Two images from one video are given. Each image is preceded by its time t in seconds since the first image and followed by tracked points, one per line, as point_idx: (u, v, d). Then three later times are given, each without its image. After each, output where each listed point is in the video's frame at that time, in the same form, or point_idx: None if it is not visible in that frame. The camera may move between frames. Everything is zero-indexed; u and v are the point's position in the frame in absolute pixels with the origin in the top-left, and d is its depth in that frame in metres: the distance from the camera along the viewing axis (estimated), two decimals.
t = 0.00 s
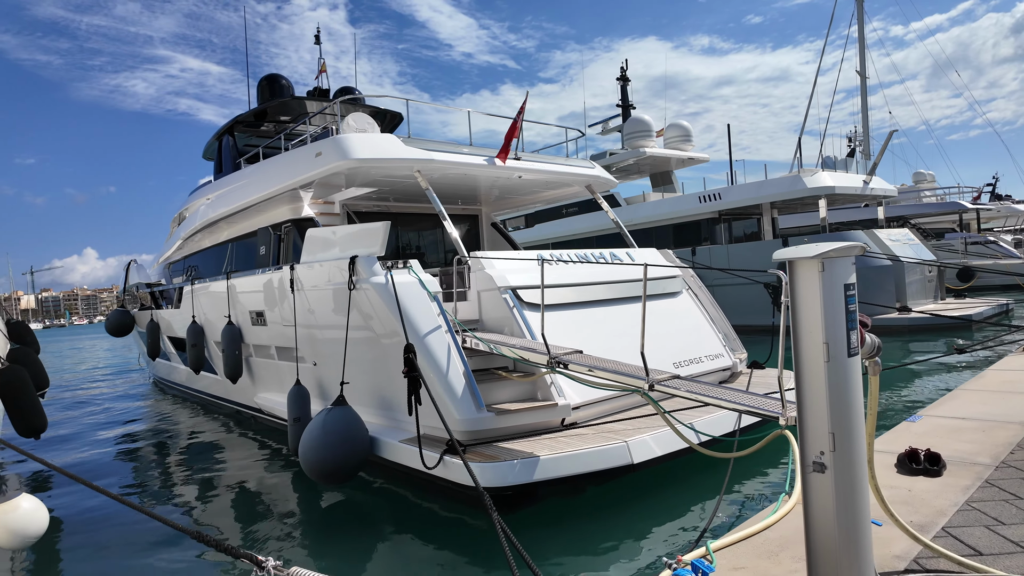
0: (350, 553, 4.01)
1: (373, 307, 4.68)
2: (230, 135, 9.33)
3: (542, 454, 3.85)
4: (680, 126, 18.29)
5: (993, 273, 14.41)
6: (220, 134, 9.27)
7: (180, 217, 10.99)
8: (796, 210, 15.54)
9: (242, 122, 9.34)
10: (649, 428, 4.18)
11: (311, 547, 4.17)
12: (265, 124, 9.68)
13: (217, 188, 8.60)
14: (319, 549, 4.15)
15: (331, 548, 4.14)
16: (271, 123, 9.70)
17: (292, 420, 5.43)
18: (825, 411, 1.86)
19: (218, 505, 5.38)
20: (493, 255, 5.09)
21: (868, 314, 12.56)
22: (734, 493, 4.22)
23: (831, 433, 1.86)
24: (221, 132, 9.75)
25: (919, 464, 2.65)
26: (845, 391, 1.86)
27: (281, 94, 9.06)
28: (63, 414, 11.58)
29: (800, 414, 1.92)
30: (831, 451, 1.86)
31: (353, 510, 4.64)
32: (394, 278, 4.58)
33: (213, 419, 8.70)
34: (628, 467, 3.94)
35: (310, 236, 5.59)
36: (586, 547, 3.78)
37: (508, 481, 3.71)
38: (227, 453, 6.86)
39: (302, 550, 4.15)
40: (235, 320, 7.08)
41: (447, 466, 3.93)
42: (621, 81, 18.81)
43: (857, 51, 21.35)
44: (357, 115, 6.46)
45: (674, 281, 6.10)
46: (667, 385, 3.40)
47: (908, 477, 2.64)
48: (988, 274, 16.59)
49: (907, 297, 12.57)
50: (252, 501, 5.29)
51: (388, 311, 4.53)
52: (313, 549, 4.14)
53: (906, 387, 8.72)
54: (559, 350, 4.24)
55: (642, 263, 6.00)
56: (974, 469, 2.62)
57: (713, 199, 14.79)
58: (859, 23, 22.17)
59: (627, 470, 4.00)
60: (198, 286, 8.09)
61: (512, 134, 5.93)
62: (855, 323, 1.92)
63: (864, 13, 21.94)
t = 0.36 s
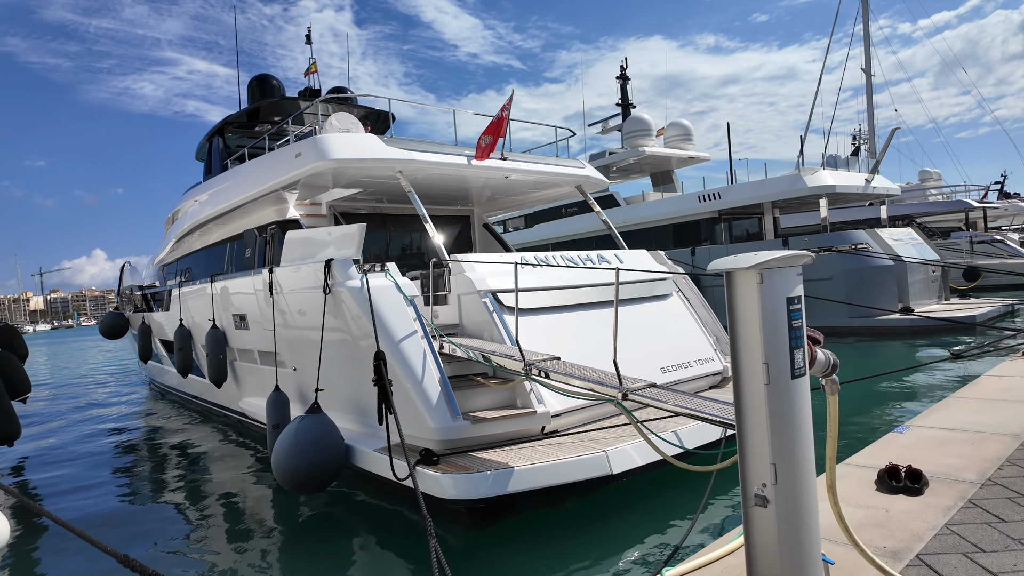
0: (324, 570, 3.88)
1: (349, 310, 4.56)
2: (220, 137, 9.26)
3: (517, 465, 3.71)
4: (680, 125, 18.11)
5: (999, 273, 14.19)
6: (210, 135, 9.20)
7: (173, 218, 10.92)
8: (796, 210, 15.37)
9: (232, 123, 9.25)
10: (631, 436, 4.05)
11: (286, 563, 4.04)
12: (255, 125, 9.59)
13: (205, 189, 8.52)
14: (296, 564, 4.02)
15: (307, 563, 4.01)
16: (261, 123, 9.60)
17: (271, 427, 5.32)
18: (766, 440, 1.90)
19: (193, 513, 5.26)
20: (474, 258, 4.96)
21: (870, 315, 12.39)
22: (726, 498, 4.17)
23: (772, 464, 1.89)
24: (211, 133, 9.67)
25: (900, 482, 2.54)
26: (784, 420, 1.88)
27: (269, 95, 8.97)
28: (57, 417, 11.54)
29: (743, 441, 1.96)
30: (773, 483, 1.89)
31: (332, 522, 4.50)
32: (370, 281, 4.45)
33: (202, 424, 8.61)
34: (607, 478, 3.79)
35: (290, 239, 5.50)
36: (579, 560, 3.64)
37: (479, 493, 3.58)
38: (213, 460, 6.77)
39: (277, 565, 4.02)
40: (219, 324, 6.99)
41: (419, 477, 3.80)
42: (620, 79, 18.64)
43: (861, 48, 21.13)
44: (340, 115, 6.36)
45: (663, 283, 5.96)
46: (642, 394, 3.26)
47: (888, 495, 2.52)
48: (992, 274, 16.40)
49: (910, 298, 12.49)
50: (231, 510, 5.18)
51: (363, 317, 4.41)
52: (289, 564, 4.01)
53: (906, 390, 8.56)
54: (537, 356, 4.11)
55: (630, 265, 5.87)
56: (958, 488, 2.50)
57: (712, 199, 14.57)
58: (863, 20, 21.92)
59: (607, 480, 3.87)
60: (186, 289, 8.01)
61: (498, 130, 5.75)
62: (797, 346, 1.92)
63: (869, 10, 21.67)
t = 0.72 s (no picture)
0: None
1: (329, 309, 4.42)
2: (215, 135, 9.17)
3: (497, 471, 3.55)
4: (685, 122, 17.88)
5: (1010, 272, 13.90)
6: (204, 132, 9.12)
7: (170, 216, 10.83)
8: (803, 208, 15.12)
9: (226, 119, 9.15)
10: (618, 441, 3.89)
11: (262, 570, 3.89)
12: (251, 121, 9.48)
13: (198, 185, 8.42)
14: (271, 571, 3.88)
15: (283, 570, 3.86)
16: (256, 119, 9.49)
17: (254, 429, 5.19)
18: (715, 458, 1.82)
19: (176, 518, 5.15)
20: (460, 255, 4.80)
21: (877, 316, 12.15)
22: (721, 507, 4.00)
23: (723, 487, 1.81)
24: (206, 129, 9.57)
25: (892, 496, 2.39)
26: (735, 438, 1.80)
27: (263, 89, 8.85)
28: (55, 416, 11.49)
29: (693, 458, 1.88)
30: (723, 509, 1.81)
31: (315, 529, 4.36)
32: (350, 278, 4.30)
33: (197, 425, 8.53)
34: (593, 485, 3.62)
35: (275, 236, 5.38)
36: (569, 568, 3.48)
37: (456, 501, 3.43)
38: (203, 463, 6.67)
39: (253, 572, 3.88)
40: (208, 323, 6.89)
41: (395, 483, 3.64)
42: (625, 76, 18.41)
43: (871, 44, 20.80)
44: (329, 109, 6.22)
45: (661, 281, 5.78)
46: (624, 397, 3.09)
47: (879, 510, 2.36)
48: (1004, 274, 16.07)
49: (919, 298, 12.18)
50: (216, 515, 5.07)
51: (342, 315, 4.27)
52: (265, 571, 3.87)
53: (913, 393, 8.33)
54: (519, 356, 3.95)
55: (625, 263, 5.71)
56: (955, 502, 2.34)
57: (716, 196, 14.36)
58: (873, 16, 21.56)
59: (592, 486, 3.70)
60: (177, 287, 7.91)
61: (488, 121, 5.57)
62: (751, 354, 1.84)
63: (879, 5, 21.31)
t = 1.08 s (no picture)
0: None
1: (298, 314, 4.25)
2: (202, 134, 9.03)
3: (467, 487, 3.36)
4: (686, 120, 17.65)
5: (1017, 272, 13.61)
6: (191, 132, 8.98)
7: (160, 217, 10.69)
8: (805, 207, 14.88)
9: (213, 118, 9.00)
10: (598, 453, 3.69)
11: None
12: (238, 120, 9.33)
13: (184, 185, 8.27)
14: None
15: None
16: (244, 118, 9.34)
17: (228, 437, 5.03)
18: (631, 512, 1.78)
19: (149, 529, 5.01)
20: (438, 258, 4.62)
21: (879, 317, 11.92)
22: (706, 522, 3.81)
23: (638, 543, 1.77)
24: (194, 129, 9.43)
25: (872, 523, 2.20)
26: (650, 488, 1.76)
27: (251, 87, 8.73)
28: (47, 419, 11.40)
29: (610, 509, 1.85)
30: (640, 570, 1.78)
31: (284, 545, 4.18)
32: (321, 283, 4.13)
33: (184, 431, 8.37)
34: (569, 499, 3.43)
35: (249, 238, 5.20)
36: None
37: (422, 519, 3.25)
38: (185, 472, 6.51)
39: None
40: (189, 327, 6.75)
41: (363, 498, 3.47)
42: (625, 74, 18.22)
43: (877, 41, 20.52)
44: (309, 107, 6.05)
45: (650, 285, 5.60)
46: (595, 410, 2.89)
47: (856, 539, 2.17)
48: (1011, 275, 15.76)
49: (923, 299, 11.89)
50: (192, 526, 4.93)
51: (313, 322, 4.09)
52: None
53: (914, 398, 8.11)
54: (492, 365, 3.74)
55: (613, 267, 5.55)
56: (941, 531, 2.14)
57: (716, 195, 14.13)
58: (879, 14, 21.27)
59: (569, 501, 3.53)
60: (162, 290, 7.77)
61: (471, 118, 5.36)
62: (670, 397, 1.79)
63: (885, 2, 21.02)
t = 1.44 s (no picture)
0: None
1: (266, 320, 4.14)
2: (189, 135, 8.96)
3: (432, 498, 3.25)
4: (682, 120, 17.54)
5: (1017, 275, 13.47)
6: (178, 133, 8.90)
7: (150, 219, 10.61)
8: (802, 208, 14.75)
9: (200, 119, 8.91)
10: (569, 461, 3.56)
11: None
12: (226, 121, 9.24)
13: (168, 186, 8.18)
14: None
15: None
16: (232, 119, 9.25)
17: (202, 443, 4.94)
18: (498, 537, 1.74)
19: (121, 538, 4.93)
20: (412, 261, 4.52)
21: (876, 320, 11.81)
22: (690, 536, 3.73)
23: (503, 562, 1.74)
24: (182, 130, 9.35)
25: (833, 545, 2.10)
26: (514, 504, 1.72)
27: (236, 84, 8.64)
28: (37, 423, 11.33)
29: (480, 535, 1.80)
30: None
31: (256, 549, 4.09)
32: (289, 287, 4.02)
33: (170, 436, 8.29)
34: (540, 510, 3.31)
35: (224, 241, 5.11)
36: None
37: (385, 532, 3.14)
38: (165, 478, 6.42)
39: None
40: (169, 331, 6.65)
41: (325, 510, 3.36)
42: (621, 74, 18.11)
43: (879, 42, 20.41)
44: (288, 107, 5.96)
45: (633, 290, 5.56)
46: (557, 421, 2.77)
47: (816, 561, 2.07)
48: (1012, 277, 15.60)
49: (920, 301, 11.93)
50: (167, 533, 4.86)
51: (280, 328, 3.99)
52: None
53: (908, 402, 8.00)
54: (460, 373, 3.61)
55: (596, 271, 5.50)
56: (904, 553, 2.04)
57: (712, 196, 13.96)
58: (880, 14, 21.14)
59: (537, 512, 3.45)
60: (145, 293, 7.68)
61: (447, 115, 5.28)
62: (544, 418, 1.75)
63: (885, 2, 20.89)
